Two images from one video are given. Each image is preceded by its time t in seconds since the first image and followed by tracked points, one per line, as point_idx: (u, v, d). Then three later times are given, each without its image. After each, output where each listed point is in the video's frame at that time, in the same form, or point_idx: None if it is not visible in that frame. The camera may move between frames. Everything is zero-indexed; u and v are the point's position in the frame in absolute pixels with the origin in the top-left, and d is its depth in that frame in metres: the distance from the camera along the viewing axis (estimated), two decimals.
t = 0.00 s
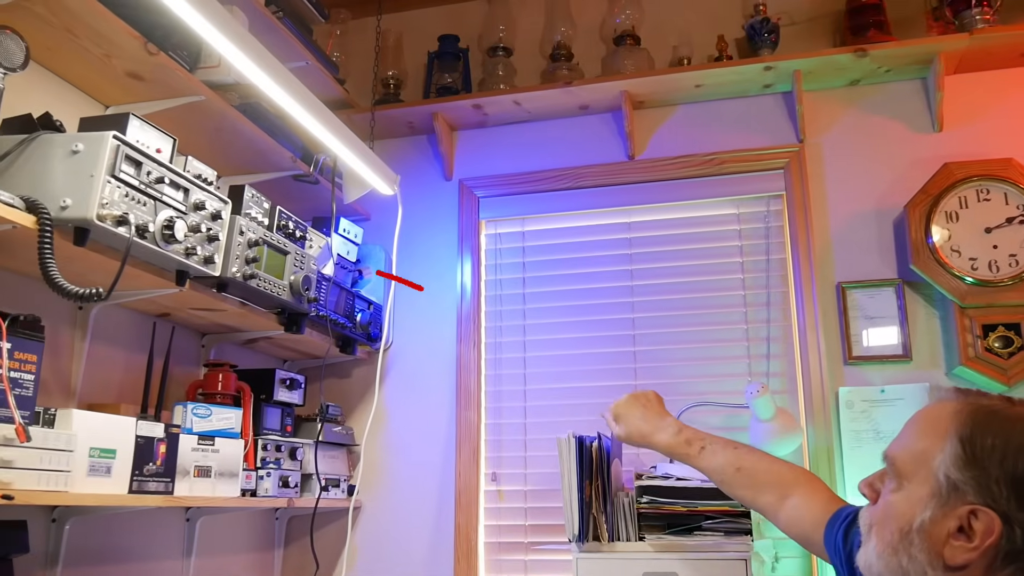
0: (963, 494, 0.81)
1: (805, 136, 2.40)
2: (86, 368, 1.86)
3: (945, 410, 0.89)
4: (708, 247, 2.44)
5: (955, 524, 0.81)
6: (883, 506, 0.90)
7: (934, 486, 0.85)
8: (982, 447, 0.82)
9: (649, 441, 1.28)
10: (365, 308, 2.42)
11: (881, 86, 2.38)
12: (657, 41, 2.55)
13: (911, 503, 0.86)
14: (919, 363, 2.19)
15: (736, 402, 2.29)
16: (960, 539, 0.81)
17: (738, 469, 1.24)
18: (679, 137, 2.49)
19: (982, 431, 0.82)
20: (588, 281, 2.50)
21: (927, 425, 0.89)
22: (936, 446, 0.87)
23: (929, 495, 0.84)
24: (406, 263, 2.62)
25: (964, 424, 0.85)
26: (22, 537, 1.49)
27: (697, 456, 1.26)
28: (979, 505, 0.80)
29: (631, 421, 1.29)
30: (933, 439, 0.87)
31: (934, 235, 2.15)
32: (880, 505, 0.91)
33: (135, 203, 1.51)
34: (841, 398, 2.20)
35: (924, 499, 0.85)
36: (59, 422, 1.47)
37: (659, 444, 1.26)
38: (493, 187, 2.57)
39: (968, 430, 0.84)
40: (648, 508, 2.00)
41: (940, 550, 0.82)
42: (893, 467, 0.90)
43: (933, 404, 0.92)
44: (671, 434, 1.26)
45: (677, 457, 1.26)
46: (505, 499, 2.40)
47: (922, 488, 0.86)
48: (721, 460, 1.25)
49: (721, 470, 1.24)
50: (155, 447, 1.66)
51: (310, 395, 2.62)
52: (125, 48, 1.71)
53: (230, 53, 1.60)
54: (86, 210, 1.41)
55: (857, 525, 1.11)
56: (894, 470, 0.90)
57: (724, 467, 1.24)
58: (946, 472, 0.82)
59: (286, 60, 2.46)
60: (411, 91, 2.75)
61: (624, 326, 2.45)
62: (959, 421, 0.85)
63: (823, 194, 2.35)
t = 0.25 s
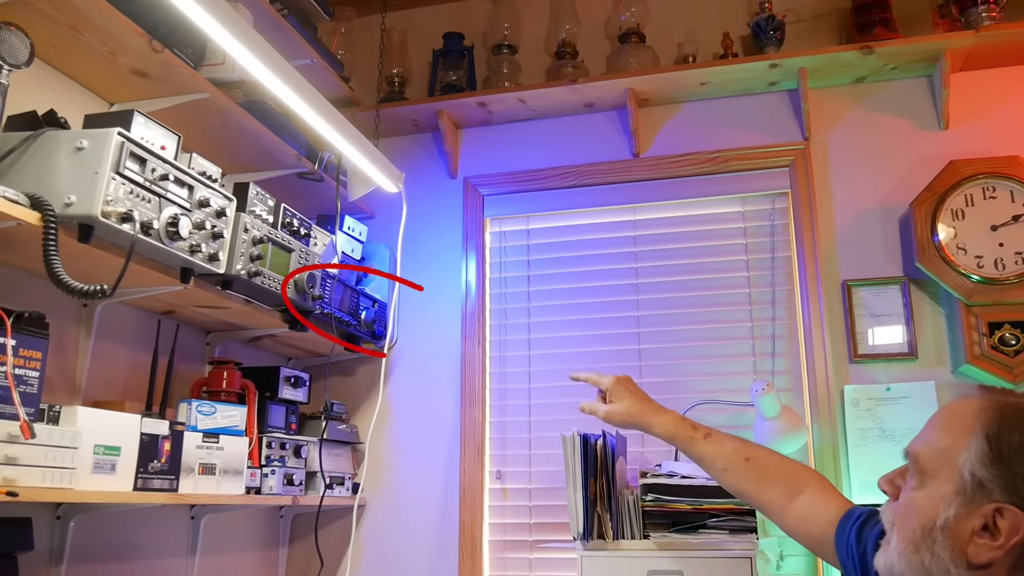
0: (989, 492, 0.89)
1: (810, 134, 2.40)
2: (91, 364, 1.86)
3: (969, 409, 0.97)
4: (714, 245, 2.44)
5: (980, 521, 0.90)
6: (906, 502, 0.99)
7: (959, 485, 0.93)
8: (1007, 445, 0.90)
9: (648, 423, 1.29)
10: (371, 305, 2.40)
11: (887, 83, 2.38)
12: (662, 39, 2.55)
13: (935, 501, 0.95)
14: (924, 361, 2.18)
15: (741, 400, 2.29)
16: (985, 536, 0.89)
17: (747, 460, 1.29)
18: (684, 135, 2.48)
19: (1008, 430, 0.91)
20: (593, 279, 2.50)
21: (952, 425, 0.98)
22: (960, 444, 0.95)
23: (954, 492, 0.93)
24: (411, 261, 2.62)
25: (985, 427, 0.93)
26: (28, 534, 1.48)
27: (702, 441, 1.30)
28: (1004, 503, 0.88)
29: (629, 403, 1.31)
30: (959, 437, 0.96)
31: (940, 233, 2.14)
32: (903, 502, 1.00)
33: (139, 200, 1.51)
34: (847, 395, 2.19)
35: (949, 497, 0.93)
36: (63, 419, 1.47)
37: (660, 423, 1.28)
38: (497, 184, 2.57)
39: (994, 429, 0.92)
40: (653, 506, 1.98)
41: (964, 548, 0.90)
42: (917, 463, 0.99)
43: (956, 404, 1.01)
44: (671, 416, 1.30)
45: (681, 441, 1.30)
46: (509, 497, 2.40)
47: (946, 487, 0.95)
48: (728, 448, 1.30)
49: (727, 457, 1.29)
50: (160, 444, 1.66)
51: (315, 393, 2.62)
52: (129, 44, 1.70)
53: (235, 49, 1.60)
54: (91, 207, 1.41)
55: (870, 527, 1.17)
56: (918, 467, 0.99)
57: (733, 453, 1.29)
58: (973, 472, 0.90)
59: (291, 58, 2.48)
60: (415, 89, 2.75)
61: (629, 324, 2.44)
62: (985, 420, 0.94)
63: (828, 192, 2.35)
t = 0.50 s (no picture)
0: (1008, 494, 0.92)
1: (811, 133, 2.40)
2: (95, 364, 1.87)
3: (985, 407, 1.00)
4: (715, 244, 2.44)
5: (996, 520, 0.93)
6: (917, 496, 1.01)
7: (975, 484, 0.95)
8: None
9: (638, 424, 1.31)
10: (372, 304, 2.41)
11: (888, 82, 2.38)
12: (664, 38, 2.55)
13: (949, 497, 0.97)
14: (926, 360, 2.18)
15: (743, 399, 2.29)
16: (998, 536, 0.93)
17: (745, 464, 1.31)
18: (686, 134, 2.49)
19: None
20: (595, 277, 2.51)
21: (968, 421, 1.00)
22: (976, 441, 0.97)
23: (969, 490, 0.95)
24: (413, 260, 2.62)
25: (1004, 425, 0.95)
26: (32, 533, 1.49)
27: (699, 444, 1.33)
28: (1020, 504, 0.92)
29: (618, 404, 1.33)
30: (977, 434, 0.98)
31: (942, 231, 2.14)
32: (913, 496, 1.02)
33: (143, 200, 1.51)
34: (849, 393, 2.19)
35: (965, 495, 0.95)
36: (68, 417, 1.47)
37: (652, 423, 1.30)
38: (499, 183, 2.58)
39: (1013, 430, 0.94)
40: (655, 505, 1.98)
41: (976, 546, 0.94)
42: (931, 458, 1.01)
43: (972, 400, 1.03)
44: (665, 417, 1.32)
45: (677, 442, 1.32)
46: (511, 496, 2.40)
47: (962, 484, 0.97)
48: (727, 451, 1.32)
49: (726, 461, 1.31)
50: (163, 443, 1.66)
51: (318, 392, 2.63)
52: (133, 44, 1.71)
53: (237, 49, 1.61)
54: (94, 206, 1.41)
55: (871, 528, 1.19)
56: (931, 461, 1.01)
57: (731, 456, 1.31)
58: (994, 473, 0.92)
59: (293, 57, 2.49)
60: (417, 88, 2.76)
61: (631, 322, 2.45)
62: (1003, 419, 0.96)
63: (830, 191, 2.35)
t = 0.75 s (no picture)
0: (1007, 497, 0.92)
1: (811, 133, 2.40)
2: (97, 363, 1.87)
3: (984, 408, 1.00)
4: (715, 243, 2.44)
5: (994, 523, 0.93)
6: (915, 497, 1.02)
7: (973, 486, 0.95)
8: None
9: (628, 419, 1.34)
10: (372, 304, 2.42)
11: (888, 82, 2.38)
12: (664, 38, 2.56)
13: (948, 499, 0.97)
14: (925, 359, 2.19)
15: (743, 398, 2.30)
16: (996, 538, 0.93)
17: (739, 459, 1.32)
18: (686, 134, 2.50)
19: None
20: (595, 277, 2.51)
21: (967, 423, 1.00)
22: (975, 443, 0.98)
23: (968, 492, 0.95)
24: (414, 259, 2.63)
25: (1002, 428, 0.96)
26: (34, 532, 1.50)
27: (692, 440, 1.34)
28: (1018, 506, 0.92)
29: (614, 397, 1.36)
30: (975, 435, 0.98)
31: (941, 231, 2.15)
32: (911, 497, 1.03)
33: (144, 200, 1.52)
34: (848, 392, 2.20)
35: (963, 498, 0.96)
36: (69, 417, 1.48)
37: (644, 419, 1.33)
38: (499, 184, 2.58)
39: (1011, 432, 0.95)
40: (654, 504, 1.98)
41: (974, 548, 0.94)
42: (929, 459, 1.01)
43: (970, 401, 1.03)
44: (658, 416, 1.34)
45: (670, 438, 1.34)
46: (511, 494, 2.40)
47: (960, 487, 0.97)
48: (721, 447, 1.33)
49: (720, 457, 1.33)
50: (164, 442, 1.67)
51: (318, 391, 2.64)
52: (134, 45, 1.71)
53: (236, 49, 1.61)
54: (95, 207, 1.42)
55: (867, 524, 1.20)
56: (929, 463, 1.01)
57: (726, 452, 1.32)
58: (992, 476, 0.92)
59: (294, 58, 2.50)
60: (417, 88, 2.76)
61: (631, 322, 2.45)
62: (1002, 421, 0.96)
63: (829, 191, 2.36)
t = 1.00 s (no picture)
0: (1004, 496, 0.92)
1: (810, 132, 2.40)
2: (97, 362, 1.88)
3: (979, 408, 1.00)
4: (714, 242, 2.45)
5: (992, 523, 0.93)
6: (912, 498, 1.02)
7: (970, 487, 0.96)
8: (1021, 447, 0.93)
9: (624, 427, 1.36)
10: (372, 303, 2.42)
11: (887, 81, 2.38)
12: (663, 37, 2.56)
13: (944, 500, 0.97)
14: (923, 358, 2.19)
15: (741, 397, 2.30)
16: (993, 538, 0.93)
17: (734, 463, 1.34)
18: (685, 134, 2.50)
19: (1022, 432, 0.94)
20: (595, 276, 2.52)
21: (961, 422, 1.00)
22: (971, 442, 0.98)
23: (964, 492, 0.95)
24: (413, 259, 2.64)
25: (998, 428, 0.96)
26: (34, 529, 1.50)
27: (686, 445, 1.36)
28: (1015, 506, 0.92)
29: (608, 407, 1.39)
30: (971, 435, 0.99)
31: (941, 230, 2.15)
32: (908, 498, 1.03)
33: (143, 199, 1.52)
34: (846, 391, 2.20)
35: (960, 497, 0.96)
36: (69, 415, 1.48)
37: (639, 426, 1.35)
38: (499, 183, 2.59)
39: (1007, 431, 0.95)
40: (653, 502, 1.98)
41: (972, 548, 0.94)
42: (925, 459, 1.01)
43: (964, 400, 1.04)
44: (653, 422, 1.36)
45: (665, 444, 1.36)
46: (511, 493, 2.41)
47: (957, 487, 0.97)
48: (716, 451, 1.34)
49: (715, 461, 1.34)
50: (164, 440, 1.67)
51: (318, 390, 2.65)
52: (133, 44, 1.72)
53: (236, 49, 1.61)
54: (95, 206, 1.42)
55: (864, 524, 1.20)
56: (925, 464, 1.01)
57: (720, 455, 1.34)
58: (989, 475, 0.93)
59: (294, 57, 2.50)
60: (417, 88, 2.77)
61: (630, 320, 2.46)
62: (997, 420, 0.97)
63: (828, 189, 2.36)
